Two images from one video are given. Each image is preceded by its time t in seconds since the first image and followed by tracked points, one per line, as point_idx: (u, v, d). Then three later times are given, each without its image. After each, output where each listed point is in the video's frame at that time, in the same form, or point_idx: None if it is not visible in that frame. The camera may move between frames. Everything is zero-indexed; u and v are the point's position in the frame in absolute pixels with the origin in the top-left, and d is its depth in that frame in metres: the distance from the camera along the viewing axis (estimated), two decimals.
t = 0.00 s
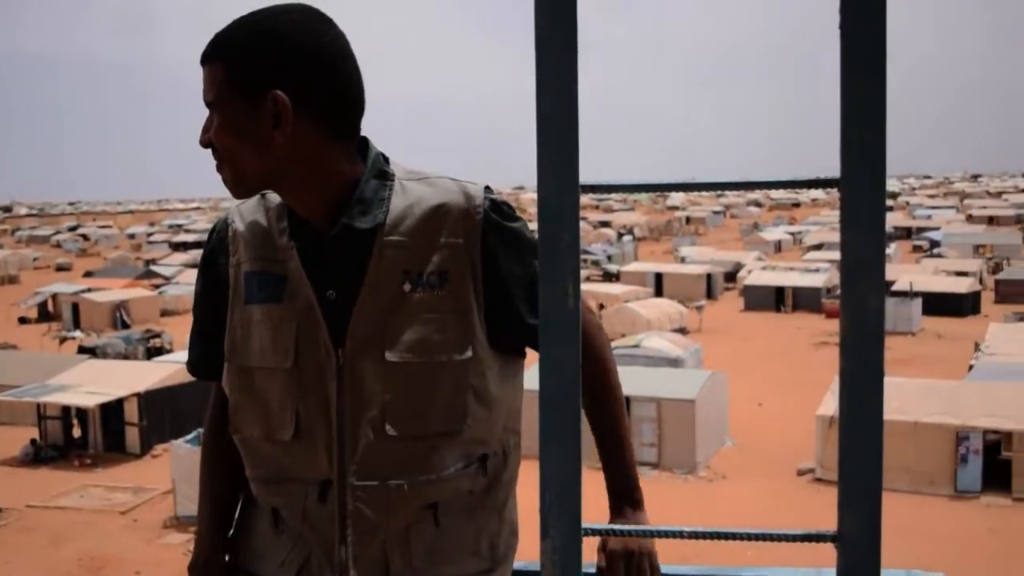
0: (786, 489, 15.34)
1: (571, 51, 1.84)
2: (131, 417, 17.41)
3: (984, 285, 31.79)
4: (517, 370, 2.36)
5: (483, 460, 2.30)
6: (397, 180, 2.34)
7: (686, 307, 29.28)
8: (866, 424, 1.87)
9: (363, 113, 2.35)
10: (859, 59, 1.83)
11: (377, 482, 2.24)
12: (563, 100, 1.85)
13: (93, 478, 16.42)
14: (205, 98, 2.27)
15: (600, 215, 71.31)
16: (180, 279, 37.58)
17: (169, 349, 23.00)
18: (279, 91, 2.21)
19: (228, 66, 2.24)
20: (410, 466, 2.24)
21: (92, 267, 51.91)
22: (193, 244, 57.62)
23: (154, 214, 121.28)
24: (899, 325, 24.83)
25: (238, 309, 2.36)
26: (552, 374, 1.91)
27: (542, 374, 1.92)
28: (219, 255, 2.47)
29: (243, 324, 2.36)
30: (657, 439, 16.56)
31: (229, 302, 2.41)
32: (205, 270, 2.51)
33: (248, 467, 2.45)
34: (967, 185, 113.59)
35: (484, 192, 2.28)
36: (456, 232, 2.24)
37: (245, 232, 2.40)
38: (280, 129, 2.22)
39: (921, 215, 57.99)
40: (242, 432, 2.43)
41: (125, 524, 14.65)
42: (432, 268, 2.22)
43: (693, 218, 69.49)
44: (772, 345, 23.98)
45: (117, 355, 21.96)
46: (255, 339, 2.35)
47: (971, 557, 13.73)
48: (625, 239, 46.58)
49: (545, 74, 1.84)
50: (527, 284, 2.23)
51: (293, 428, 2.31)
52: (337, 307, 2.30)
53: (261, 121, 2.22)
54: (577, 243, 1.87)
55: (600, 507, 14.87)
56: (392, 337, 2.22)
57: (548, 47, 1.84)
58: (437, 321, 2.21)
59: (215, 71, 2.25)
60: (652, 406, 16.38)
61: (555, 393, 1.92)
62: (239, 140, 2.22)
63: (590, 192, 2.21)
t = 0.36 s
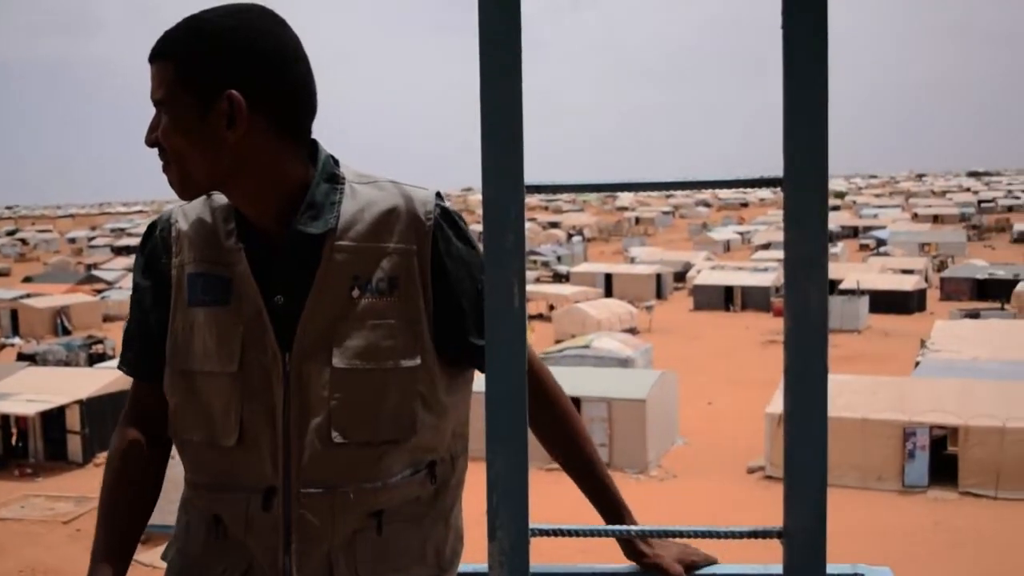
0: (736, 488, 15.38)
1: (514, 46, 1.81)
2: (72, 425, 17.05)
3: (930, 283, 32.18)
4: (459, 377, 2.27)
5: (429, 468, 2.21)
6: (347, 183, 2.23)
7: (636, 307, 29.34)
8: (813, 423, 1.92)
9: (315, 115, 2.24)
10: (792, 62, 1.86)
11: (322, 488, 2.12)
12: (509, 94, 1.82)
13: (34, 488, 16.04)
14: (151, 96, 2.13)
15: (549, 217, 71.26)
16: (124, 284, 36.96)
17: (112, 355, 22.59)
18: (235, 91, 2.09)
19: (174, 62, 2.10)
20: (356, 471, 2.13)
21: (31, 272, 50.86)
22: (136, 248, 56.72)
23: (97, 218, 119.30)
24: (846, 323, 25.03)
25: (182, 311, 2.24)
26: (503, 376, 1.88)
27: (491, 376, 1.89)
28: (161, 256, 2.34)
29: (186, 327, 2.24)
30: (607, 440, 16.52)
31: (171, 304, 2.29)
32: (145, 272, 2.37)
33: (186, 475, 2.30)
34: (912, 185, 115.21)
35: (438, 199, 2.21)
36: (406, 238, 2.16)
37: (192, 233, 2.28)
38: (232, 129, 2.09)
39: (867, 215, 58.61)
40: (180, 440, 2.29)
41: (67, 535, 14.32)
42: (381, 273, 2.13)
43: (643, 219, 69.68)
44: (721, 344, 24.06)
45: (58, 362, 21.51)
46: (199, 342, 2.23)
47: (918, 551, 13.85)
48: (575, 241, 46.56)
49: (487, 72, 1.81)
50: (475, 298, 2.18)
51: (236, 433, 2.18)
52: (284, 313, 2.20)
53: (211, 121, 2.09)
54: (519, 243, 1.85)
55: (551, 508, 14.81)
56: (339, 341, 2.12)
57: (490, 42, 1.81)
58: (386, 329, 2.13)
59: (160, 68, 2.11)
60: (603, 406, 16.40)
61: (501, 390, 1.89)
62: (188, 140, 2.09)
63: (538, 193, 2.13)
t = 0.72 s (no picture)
0: (693, 487, 15.43)
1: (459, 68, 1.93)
2: (20, 435, 16.75)
3: (882, 282, 32.54)
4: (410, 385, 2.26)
5: (383, 476, 2.22)
6: (304, 191, 2.22)
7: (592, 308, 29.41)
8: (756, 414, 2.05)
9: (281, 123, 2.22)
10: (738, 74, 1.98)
11: (281, 499, 2.11)
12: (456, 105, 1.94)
13: None
14: (149, 87, 2.03)
15: (504, 218, 71.23)
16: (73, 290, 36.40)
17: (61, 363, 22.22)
18: (253, 89, 2.08)
19: (178, 57, 2.04)
20: (312, 480, 2.12)
21: None
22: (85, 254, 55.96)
23: (48, 224, 117.63)
24: (800, 322, 25.23)
25: (130, 323, 2.18)
26: (452, 381, 1.99)
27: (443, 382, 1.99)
28: (105, 265, 2.28)
29: (134, 339, 2.19)
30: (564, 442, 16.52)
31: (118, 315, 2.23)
32: (91, 284, 2.29)
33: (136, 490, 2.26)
34: (865, 184, 116.72)
35: (396, 207, 2.20)
36: (365, 245, 2.15)
37: (142, 247, 2.22)
38: (248, 130, 2.09)
39: (820, 214, 59.19)
40: (131, 452, 2.24)
41: (16, 546, 14.04)
42: (340, 283, 2.12)
43: (598, 220, 69.86)
44: (678, 345, 24.16)
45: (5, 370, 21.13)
46: (149, 354, 2.18)
47: (874, 547, 13.97)
48: (531, 243, 46.53)
49: (430, 84, 1.92)
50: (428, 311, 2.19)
51: (191, 443, 2.14)
52: (239, 324, 2.17)
53: (224, 121, 2.06)
54: (467, 251, 1.95)
55: (509, 510, 14.78)
56: (297, 351, 2.11)
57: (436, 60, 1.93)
58: (347, 338, 2.12)
59: (164, 61, 2.03)
60: (559, 408, 16.45)
61: (453, 397, 2.00)
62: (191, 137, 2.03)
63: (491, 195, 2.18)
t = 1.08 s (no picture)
0: (647, 488, 15.54)
1: (401, 84, 2.01)
2: None
3: (832, 282, 32.95)
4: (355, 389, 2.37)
5: (328, 479, 2.33)
6: (252, 197, 2.34)
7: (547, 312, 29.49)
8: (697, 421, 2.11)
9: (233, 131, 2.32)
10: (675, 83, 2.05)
11: (228, 501, 2.21)
12: (398, 120, 2.03)
13: None
14: (125, 84, 2.10)
15: (458, 222, 71.21)
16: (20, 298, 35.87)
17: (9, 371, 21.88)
18: (221, 94, 2.19)
19: (160, 56, 2.13)
20: (259, 483, 2.22)
21: None
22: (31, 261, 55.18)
23: None
24: (752, 323, 25.49)
25: (73, 329, 2.26)
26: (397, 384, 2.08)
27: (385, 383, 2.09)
28: (47, 271, 2.34)
29: (79, 343, 2.26)
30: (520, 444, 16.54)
31: (62, 321, 2.30)
32: (31, 291, 2.34)
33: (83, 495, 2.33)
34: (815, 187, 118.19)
35: (343, 211, 2.33)
36: (311, 252, 2.26)
37: (85, 255, 2.30)
38: (217, 134, 2.22)
39: (769, 216, 59.85)
40: (77, 459, 2.31)
41: None
42: (287, 287, 2.23)
43: (552, 224, 70.10)
44: (631, 347, 24.31)
45: None
46: (94, 361, 2.25)
47: (825, 545, 14.13)
48: (485, 246, 46.63)
49: (374, 91, 2.01)
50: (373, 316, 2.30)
51: (136, 449, 2.22)
52: (186, 329, 2.26)
53: (195, 122, 2.17)
54: (410, 254, 2.04)
55: (462, 513, 14.84)
56: (244, 354, 2.22)
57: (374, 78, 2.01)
58: (295, 340, 2.23)
59: (139, 61, 2.11)
60: (514, 411, 16.49)
61: (395, 397, 2.09)
62: (160, 134, 2.11)
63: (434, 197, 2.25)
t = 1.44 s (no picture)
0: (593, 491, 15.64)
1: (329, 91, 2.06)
2: None
3: (774, 285, 33.37)
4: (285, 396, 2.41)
5: (262, 485, 2.36)
6: (176, 202, 2.38)
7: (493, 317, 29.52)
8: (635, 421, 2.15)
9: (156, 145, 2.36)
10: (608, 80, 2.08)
11: (158, 510, 2.23)
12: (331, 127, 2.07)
13: None
14: (59, 86, 2.10)
15: (402, 228, 71.14)
16: None
17: None
18: (150, 101, 2.23)
19: (99, 61, 2.16)
20: (192, 491, 2.25)
21: None
22: None
23: None
24: (696, 326, 25.73)
25: None
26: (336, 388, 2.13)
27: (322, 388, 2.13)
28: None
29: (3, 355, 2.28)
30: (467, 449, 16.57)
31: None
32: None
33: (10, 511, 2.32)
34: (757, 190, 119.69)
35: (269, 218, 2.38)
36: (237, 258, 2.30)
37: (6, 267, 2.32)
38: (149, 138, 2.25)
39: (712, 219, 60.51)
40: (5, 473, 2.30)
41: None
42: (214, 293, 2.28)
43: (497, 229, 70.27)
44: (576, 351, 24.41)
45: None
46: (17, 375, 2.27)
47: (769, 545, 14.26)
48: (429, 251, 46.56)
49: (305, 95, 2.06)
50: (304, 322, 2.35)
51: (64, 463, 2.23)
52: (112, 337, 2.28)
53: (129, 125, 2.18)
54: (345, 258, 2.11)
55: (409, 519, 14.82)
56: (171, 363, 2.25)
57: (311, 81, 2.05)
58: (222, 346, 2.26)
59: (79, 65, 2.14)
60: (461, 416, 16.55)
61: (331, 400, 2.14)
62: (98, 136, 2.12)
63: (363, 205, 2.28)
